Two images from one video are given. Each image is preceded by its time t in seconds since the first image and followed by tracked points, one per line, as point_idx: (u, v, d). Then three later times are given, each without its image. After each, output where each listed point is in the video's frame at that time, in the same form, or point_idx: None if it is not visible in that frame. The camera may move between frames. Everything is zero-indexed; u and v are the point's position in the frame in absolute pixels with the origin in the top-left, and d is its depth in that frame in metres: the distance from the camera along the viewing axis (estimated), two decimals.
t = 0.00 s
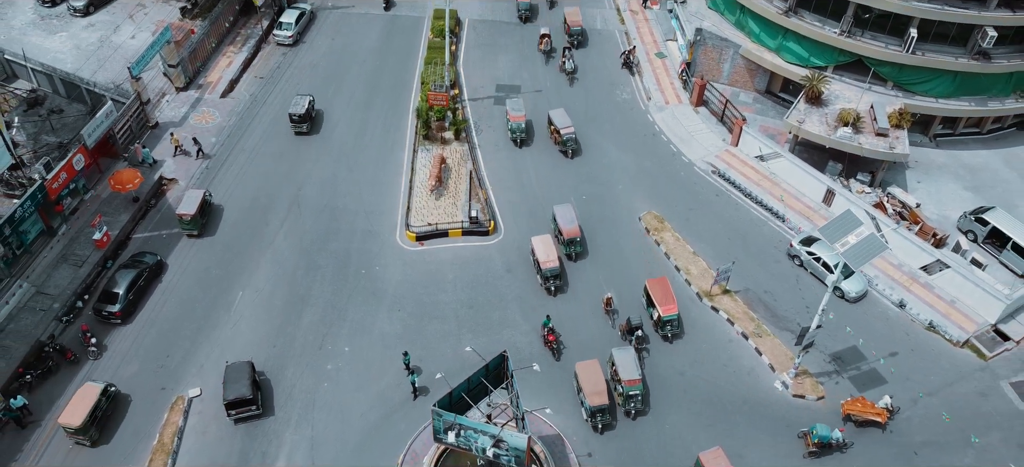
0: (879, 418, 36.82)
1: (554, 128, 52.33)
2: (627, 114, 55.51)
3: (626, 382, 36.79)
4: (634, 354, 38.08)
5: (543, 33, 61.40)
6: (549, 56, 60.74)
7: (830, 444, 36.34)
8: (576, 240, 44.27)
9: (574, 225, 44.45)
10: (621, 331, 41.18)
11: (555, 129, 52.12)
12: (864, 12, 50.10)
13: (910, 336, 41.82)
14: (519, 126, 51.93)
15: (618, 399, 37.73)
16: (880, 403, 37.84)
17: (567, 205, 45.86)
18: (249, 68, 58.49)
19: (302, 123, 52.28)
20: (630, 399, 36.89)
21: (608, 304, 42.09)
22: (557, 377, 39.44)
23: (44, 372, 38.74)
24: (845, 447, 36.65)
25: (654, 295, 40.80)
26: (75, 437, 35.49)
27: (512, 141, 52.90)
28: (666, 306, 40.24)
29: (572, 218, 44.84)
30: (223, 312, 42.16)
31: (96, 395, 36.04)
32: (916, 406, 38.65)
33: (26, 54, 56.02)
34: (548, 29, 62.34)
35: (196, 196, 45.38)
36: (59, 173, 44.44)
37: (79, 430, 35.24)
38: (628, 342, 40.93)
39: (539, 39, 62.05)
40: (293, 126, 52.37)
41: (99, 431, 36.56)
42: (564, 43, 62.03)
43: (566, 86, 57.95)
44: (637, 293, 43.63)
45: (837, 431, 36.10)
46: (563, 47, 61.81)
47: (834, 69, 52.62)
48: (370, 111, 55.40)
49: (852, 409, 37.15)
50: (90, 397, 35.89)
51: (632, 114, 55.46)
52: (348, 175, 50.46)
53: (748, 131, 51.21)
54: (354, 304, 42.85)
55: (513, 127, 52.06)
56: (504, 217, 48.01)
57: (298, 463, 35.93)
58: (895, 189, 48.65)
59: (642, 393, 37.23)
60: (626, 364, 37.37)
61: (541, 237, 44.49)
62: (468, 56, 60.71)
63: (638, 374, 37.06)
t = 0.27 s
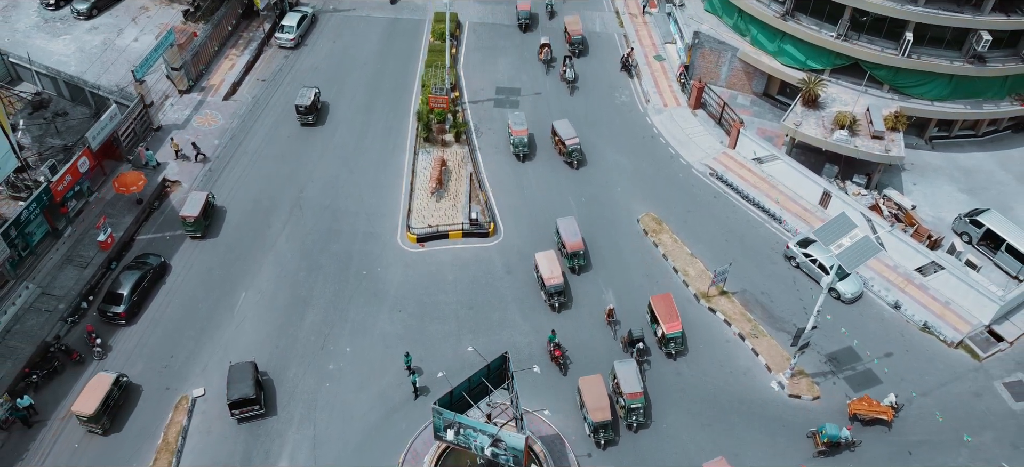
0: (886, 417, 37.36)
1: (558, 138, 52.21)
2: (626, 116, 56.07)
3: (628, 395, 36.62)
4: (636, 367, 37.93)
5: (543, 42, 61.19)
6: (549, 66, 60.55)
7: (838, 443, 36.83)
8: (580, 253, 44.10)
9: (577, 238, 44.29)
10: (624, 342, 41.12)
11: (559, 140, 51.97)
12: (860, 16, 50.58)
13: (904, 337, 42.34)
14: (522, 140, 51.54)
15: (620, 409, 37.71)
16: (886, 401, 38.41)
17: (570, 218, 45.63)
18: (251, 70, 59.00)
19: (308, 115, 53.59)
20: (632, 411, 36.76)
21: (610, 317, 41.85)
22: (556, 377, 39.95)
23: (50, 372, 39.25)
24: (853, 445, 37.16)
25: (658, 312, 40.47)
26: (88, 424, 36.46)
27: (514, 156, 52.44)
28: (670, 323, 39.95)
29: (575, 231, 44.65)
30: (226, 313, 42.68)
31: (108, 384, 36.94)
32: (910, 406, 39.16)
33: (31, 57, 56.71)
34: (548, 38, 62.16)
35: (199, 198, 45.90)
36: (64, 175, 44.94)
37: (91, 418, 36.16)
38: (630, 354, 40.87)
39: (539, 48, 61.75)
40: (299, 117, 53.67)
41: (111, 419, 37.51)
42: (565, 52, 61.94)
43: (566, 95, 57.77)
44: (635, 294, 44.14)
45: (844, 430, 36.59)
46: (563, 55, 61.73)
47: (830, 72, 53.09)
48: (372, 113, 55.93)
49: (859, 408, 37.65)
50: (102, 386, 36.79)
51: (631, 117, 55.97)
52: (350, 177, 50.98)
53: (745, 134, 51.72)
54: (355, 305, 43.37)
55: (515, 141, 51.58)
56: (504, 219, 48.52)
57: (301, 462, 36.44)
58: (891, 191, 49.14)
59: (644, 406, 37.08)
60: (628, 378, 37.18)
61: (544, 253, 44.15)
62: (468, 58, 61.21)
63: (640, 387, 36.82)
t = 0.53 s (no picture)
0: (892, 414, 38.03)
1: (562, 149, 52.10)
2: (625, 118, 56.61)
3: (630, 409, 36.85)
4: (638, 380, 38.13)
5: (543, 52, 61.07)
6: (549, 75, 60.36)
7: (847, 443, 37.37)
8: (583, 267, 43.99)
9: (580, 251, 44.19)
10: (624, 355, 41.17)
11: (564, 151, 51.86)
12: (856, 20, 51.11)
13: (900, 338, 42.86)
14: (525, 155, 51.27)
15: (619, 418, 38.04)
16: (890, 399, 39.09)
17: (573, 231, 45.54)
18: (253, 73, 59.51)
19: (314, 107, 55.06)
20: (633, 425, 37.04)
21: (613, 327, 41.93)
22: (555, 378, 40.46)
23: (55, 373, 39.77)
24: (861, 443, 37.71)
25: (662, 330, 40.30)
26: (99, 414, 37.41)
27: (517, 171, 52.17)
28: (674, 341, 39.77)
29: (579, 245, 44.56)
30: (229, 314, 43.19)
31: (120, 375, 37.89)
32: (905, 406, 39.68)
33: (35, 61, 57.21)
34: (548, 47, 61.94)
35: (202, 200, 46.41)
36: (69, 178, 45.43)
37: (102, 408, 37.10)
38: (631, 366, 40.90)
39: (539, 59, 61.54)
40: (305, 109, 55.15)
41: (123, 409, 38.47)
42: (565, 61, 61.80)
43: (566, 103, 57.78)
44: (633, 296, 44.67)
45: (852, 429, 37.16)
46: (563, 65, 61.61)
47: (827, 75, 53.60)
48: (373, 116, 56.45)
49: (865, 408, 38.24)
50: (114, 377, 37.74)
51: (629, 119, 56.50)
52: (351, 179, 51.50)
53: (743, 136, 52.22)
54: (357, 306, 43.89)
55: (518, 157, 51.33)
56: (504, 221, 49.05)
57: (303, 461, 36.96)
58: (886, 193, 49.62)
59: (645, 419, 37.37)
60: (630, 391, 37.39)
61: (548, 268, 43.95)
62: (468, 62, 61.73)
63: (642, 400, 37.12)
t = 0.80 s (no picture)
0: (896, 412, 38.73)
1: (567, 161, 51.94)
2: (624, 121, 57.11)
3: (630, 422, 36.86)
4: (639, 393, 38.08)
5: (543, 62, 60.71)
6: (549, 85, 60.12)
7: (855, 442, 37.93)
8: (586, 280, 43.83)
9: (584, 265, 44.00)
10: (625, 367, 41.17)
11: (569, 162, 51.69)
12: (853, 24, 51.59)
13: (895, 339, 43.36)
14: (528, 171, 50.87)
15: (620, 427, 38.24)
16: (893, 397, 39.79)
17: (577, 244, 45.39)
18: (255, 76, 60.03)
19: (320, 100, 56.33)
20: (634, 438, 37.04)
21: (614, 337, 41.98)
22: (554, 379, 40.97)
23: (60, 374, 40.29)
24: (869, 442, 38.26)
25: (665, 347, 40.05)
26: (110, 405, 38.28)
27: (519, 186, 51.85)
28: (677, 359, 39.51)
29: (582, 258, 44.41)
30: (232, 315, 43.70)
31: (131, 367, 38.77)
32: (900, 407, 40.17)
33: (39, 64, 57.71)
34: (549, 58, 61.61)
35: (205, 203, 46.92)
36: (74, 181, 45.94)
37: (114, 399, 37.97)
38: (631, 378, 40.90)
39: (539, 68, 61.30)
40: (310, 101, 56.40)
41: (133, 400, 39.37)
42: (566, 70, 61.58)
43: (567, 112, 57.77)
44: (631, 298, 45.17)
45: (859, 428, 37.76)
46: (564, 74, 61.40)
47: (824, 79, 54.09)
48: (374, 119, 56.96)
49: (871, 407, 38.87)
50: (125, 369, 38.61)
51: (628, 122, 57.01)
52: (353, 182, 51.99)
53: (740, 140, 52.73)
54: (358, 308, 44.40)
55: (521, 172, 50.96)
56: (504, 223, 49.56)
57: (306, 462, 37.46)
58: (883, 196, 50.11)
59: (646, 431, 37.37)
60: (631, 404, 37.38)
61: (551, 282, 43.79)
62: (469, 65, 62.25)
63: (643, 413, 37.11)
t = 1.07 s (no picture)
0: (901, 409, 39.41)
1: (572, 172, 51.92)
2: (623, 124, 57.61)
3: (631, 434, 36.86)
4: (639, 405, 38.04)
5: (543, 73, 60.40)
6: (550, 97, 59.91)
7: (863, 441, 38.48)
8: (589, 293, 43.89)
9: (587, 278, 44.12)
10: (625, 379, 41.06)
11: (574, 173, 51.65)
12: (849, 28, 51.99)
13: (890, 341, 43.86)
14: (531, 185, 50.36)
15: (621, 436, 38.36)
16: (896, 395, 40.47)
17: (580, 257, 45.44)
18: (257, 80, 60.57)
19: (325, 93, 57.85)
20: (635, 451, 37.04)
21: (614, 347, 42.10)
22: (553, 380, 41.48)
23: (66, 375, 40.82)
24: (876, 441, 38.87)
25: (667, 363, 39.84)
26: (121, 396, 39.20)
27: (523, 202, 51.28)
28: (679, 377, 39.24)
29: (585, 271, 44.52)
30: (235, 317, 44.23)
31: (142, 360, 39.67)
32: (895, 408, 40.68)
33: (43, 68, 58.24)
34: (549, 68, 61.33)
35: (208, 206, 47.43)
36: (78, 184, 46.44)
37: (125, 390, 38.91)
38: (631, 389, 40.86)
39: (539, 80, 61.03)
40: (316, 95, 57.96)
41: (143, 391, 40.33)
42: (567, 80, 61.38)
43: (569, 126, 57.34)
44: (630, 300, 45.66)
45: (866, 425, 38.35)
46: (565, 84, 61.20)
47: (821, 83, 54.52)
48: (375, 122, 57.49)
49: (876, 405, 39.46)
50: (136, 362, 39.53)
51: (627, 125, 57.52)
52: (354, 185, 52.50)
53: (738, 143, 53.24)
54: (359, 309, 44.92)
55: (524, 188, 50.49)
56: (503, 226, 50.08)
57: (308, 462, 37.99)
58: (879, 199, 50.61)
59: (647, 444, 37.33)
60: (632, 417, 37.37)
61: (555, 297, 43.72)
62: (469, 68, 62.77)
63: (644, 426, 37.09)
